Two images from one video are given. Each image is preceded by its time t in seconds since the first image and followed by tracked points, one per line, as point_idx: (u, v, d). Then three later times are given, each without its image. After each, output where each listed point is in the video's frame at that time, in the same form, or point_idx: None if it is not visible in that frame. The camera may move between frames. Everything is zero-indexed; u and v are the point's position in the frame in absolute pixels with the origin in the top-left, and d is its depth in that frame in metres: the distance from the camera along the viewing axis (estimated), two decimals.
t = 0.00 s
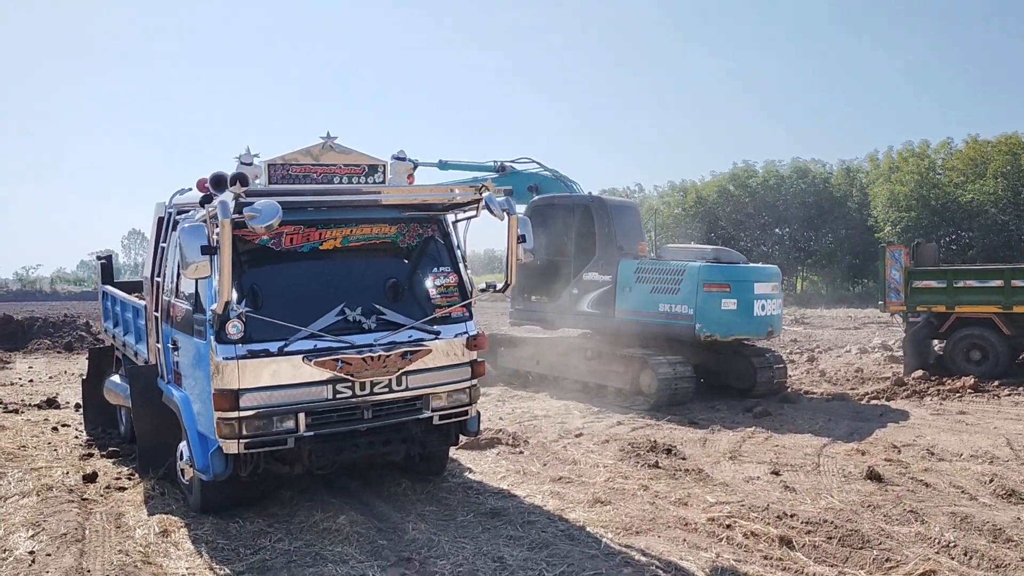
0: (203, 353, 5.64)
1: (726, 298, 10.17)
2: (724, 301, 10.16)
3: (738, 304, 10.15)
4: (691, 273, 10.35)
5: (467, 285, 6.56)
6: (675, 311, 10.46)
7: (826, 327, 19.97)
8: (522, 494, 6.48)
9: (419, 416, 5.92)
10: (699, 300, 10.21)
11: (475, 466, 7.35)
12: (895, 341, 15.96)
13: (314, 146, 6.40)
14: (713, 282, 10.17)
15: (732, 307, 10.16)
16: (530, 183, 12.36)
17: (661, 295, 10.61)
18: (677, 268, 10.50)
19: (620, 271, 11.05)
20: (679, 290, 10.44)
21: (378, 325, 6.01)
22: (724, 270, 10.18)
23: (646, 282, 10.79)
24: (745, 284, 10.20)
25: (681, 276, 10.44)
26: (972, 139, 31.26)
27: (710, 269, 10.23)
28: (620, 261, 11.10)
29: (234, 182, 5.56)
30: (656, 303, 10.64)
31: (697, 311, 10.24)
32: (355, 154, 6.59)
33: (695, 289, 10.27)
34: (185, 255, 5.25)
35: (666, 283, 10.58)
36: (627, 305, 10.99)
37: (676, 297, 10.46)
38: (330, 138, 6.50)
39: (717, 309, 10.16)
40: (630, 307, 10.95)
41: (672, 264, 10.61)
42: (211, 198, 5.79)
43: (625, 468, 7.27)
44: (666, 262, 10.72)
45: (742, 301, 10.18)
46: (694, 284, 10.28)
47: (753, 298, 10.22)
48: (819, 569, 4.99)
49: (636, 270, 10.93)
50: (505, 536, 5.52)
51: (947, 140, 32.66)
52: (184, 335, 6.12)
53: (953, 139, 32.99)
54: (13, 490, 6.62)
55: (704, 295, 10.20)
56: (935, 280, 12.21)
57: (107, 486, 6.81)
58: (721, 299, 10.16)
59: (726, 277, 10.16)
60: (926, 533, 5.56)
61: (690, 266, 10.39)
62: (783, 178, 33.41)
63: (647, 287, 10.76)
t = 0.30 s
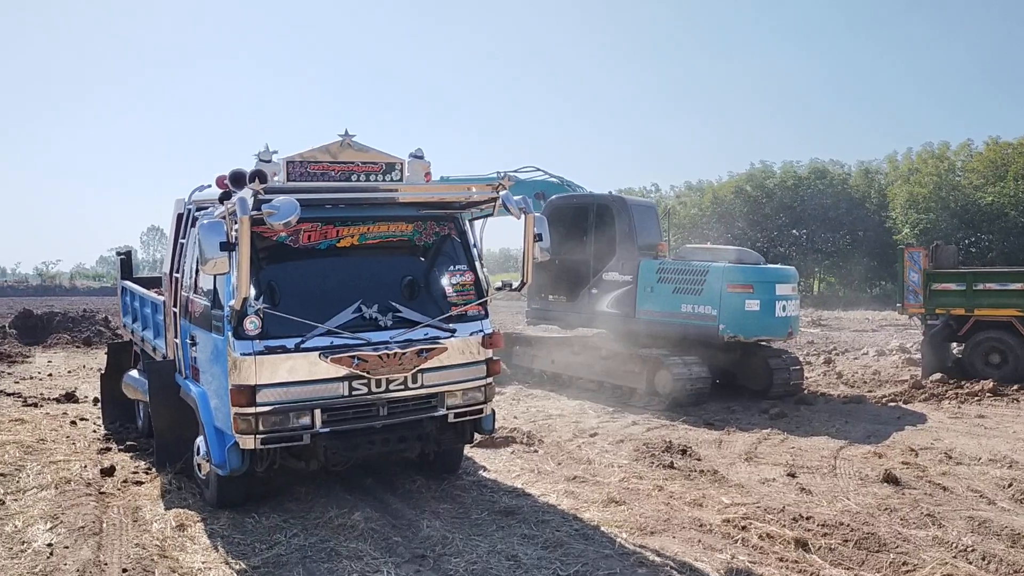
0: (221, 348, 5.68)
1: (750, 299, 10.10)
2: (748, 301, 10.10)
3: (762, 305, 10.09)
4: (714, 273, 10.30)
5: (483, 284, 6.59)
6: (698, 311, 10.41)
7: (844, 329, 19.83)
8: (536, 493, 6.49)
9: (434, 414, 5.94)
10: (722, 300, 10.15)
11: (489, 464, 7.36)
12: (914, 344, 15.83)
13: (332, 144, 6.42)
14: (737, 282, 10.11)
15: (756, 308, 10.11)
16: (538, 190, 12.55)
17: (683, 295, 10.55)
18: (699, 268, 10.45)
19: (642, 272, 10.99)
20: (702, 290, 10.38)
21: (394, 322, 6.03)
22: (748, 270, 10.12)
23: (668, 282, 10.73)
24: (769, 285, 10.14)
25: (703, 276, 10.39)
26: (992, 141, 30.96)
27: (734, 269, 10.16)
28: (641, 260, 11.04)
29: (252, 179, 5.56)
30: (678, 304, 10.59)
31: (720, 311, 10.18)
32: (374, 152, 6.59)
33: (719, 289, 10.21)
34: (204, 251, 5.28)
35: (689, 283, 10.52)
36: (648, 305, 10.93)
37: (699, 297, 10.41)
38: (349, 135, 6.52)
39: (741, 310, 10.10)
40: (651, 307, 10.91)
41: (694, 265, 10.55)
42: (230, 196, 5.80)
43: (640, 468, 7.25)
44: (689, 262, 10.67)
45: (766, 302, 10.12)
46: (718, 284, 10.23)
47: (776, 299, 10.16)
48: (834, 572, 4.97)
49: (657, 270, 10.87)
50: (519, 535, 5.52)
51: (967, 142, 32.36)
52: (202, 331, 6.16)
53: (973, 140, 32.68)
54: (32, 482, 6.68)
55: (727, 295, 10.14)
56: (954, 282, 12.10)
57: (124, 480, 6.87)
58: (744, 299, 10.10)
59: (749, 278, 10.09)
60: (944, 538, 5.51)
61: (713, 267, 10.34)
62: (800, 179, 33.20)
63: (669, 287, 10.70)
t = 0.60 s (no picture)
0: (237, 349, 5.70)
1: (770, 299, 10.06)
2: (768, 301, 10.05)
3: (781, 305, 10.06)
4: (734, 273, 10.24)
5: (499, 284, 6.56)
6: (717, 311, 10.33)
7: (861, 330, 19.69)
8: (552, 494, 6.47)
9: (450, 414, 5.94)
10: (742, 300, 10.08)
11: (505, 465, 7.35)
12: (933, 344, 15.69)
13: (348, 144, 6.45)
14: (757, 282, 10.05)
15: (775, 308, 10.07)
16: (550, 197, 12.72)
17: (702, 295, 10.48)
18: (718, 268, 10.38)
19: (659, 272, 10.94)
20: (721, 290, 10.31)
21: (409, 322, 6.03)
22: (768, 270, 10.07)
23: (686, 282, 10.67)
24: (788, 285, 10.12)
25: (723, 276, 10.32)
26: (1013, 139, 30.65)
27: (754, 269, 10.10)
28: (659, 261, 11.01)
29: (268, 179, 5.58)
30: (697, 304, 10.51)
31: (740, 311, 10.12)
32: (388, 152, 6.59)
33: (738, 289, 10.14)
34: (220, 252, 5.30)
35: (709, 283, 10.45)
36: (666, 305, 10.86)
37: (718, 297, 10.33)
38: (364, 136, 6.52)
39: (762, 310, 10.05)
40: (669, 307, 10.84)
41: (712, 265, 10.49)
42: (247, 197, 5.84)
43: (656, 469, 7.22)
44: (707, 263, 10.59)
45: (785, 302, 10.09)
46: (738, 284, 10.16)
47: (795, 299, 10.14)
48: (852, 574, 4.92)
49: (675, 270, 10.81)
50: (535, 536, 5.51)
51: (987, 140, 32.04)
52: (219, 331, 6.19)
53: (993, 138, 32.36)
54: (50, 482, 6.74)
55: (748, 295, 10.07)
56: (974, 282, 11.97)
57: (142, 480, 6.91)
58: (764, 300, 10.05)
59: (769, 278, 10.05)
60: (964, 540, 5.45)
61: (732, 267, 10.27)
62: (818, 178, 32.98)
63: (687, 287, 10.64)
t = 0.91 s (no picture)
0: (245, 347, 5.69)
1: (781, 297, 10.00)
2: (779, 299, 9.99)
3: (793, 303, 10.01)
4: (745, 271, 10.17)
5: (507, 281, 6.54)
6: (727, 309, 10.27)
7: (872, 327, 19.59)
8: (562, 492, 6.44)
9: (459, 413, 5.91)
10: (753, 298, 10.02)
11: (514, 463, 7.32)
12: (944, 341, 15.59)
13: (355, 142, 6.42)
14: (768, 280, 9.99)
15: (786, 306, 10.01)
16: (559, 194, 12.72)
17: (713, 293, 10.43)
18: (729, 266, 10.32)
19: (669, 269, 10.91)
20: (732, 288, 10.25)
21: (418, 321, 6.00)
22: (780, 268, 10.00)
23: (696, 279, 10.61)
24: (799, 283, 10.05)
25: (734, 274, 10.25)
26: None
27: (765, 267, 10.03)
28: (669, 258, 10.95)
29: (275, 177, 5.55)
30: (707, 301, 10.46)
31: (750, 309, 10.06)
32: (396, 149, 6.56)
33: (749, 287, 10.08)
34: (228, 250, 5.28)
35: (719, 280, 10.38)
36: (676, 302, 10.81)
37: (729, 295, 10.27)
38: (372, 133, 6.49)
39: (773, 308, 9.99)
40: (679, 305, 10.79)
41: (723, 262, 10.42)
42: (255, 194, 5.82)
43: (666, 468, 7.17)
44: (718, 260, 10.52)
45: (796, 300, 10.03)
46: (748, 282, 10.09)
47: (806, 297, 10.08)
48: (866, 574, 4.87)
49: (685, 267, 10.76)
50: (545, 535, 5.47)
51: (998, 136, 31.84)
52: (227, 330, 6.17)
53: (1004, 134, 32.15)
54: (59, 480, 6.73)
55: (759, 293, 10.01)
56: (987, 278, 11.89)
57: (151, 479, 6.91)
58: (775, 297, 9.99)
59: (781, 276, 9.98)
60: (978, 539, 5.39)
61: (744, 264, 10.21)
62: (827, 175, 32.83)
63: (697, 285, 10.58)
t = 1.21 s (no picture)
0: (257, 341, 5.70)
1: (793, 293, 9.97)
2: (790, 296, 9.96)
3: (804, 299, 9.99)
4: (756, 267, 10.12)
5: (518, 277, 6.53)
6: (739, 305, 10.23)
7: (884, 324, 19.51)
8: (572, 488, 6.43)
9: (469, 407, 5.91)
10: (764, 295, 9.96)
11: (525, 458, 7.32)
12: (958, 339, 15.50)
13: (367, 137, 6.46)
14: (780, 277, 9.94)
15: (798, 303, 9.99)
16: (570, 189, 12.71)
17: (724, 289, 10.38)
18: (741, 262, 10.27)
19: (680, 266, 10.88)
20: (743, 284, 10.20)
21: (429, 315, 6.00)
22: (792, 265, 9.95)
23: (707, 276, 10.57)
24: (811, 279, 10.02)
25: (745, 271, 10.19)
26: None
27: (777, 263, 9.98)
28: (680, 254, 10.92)
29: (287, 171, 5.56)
30: (719, 298, 10.41)
31: (762, 306, 10.00)
32: (408, 144, 6.55)
33: (760, 284, 10.02)
34: (241, 244, 5.30)
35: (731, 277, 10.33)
36: (687, 299, 10.78)
37: (740, 291, 10.22)
38: (384, 127, 6.50)
39: (785, 304, 9.96)
40: (690, 301, 10.76)
41: (734, 259, 10.38)
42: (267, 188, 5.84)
43: (677, 464, 7.16)
44: (730, 257, 10.48)
45: (808, 297, 10.01)
46: (760, 278, 10.03)
47: (818, 294, 10.05)
48: (877, 572, 4.84)
49: (697, 264, 10.72)
50: (555, 530, 5.47)
51: (1012, 132, 31.61)
52: (239, 323, 6.19)
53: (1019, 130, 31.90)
54: (72, 472, 6.78)
55: (770, 290, 9.95)
56: (1000, 276, 11.78)
57: (162, 471, 6.94)
58: (787, 294, 9.96)
59: (792, 273, 9.94)
60: (991, 538, 5.36)
61: (756, 261, 10.16)
62: (840, 171, 32.67)
63: (709, 281, 10.55)
